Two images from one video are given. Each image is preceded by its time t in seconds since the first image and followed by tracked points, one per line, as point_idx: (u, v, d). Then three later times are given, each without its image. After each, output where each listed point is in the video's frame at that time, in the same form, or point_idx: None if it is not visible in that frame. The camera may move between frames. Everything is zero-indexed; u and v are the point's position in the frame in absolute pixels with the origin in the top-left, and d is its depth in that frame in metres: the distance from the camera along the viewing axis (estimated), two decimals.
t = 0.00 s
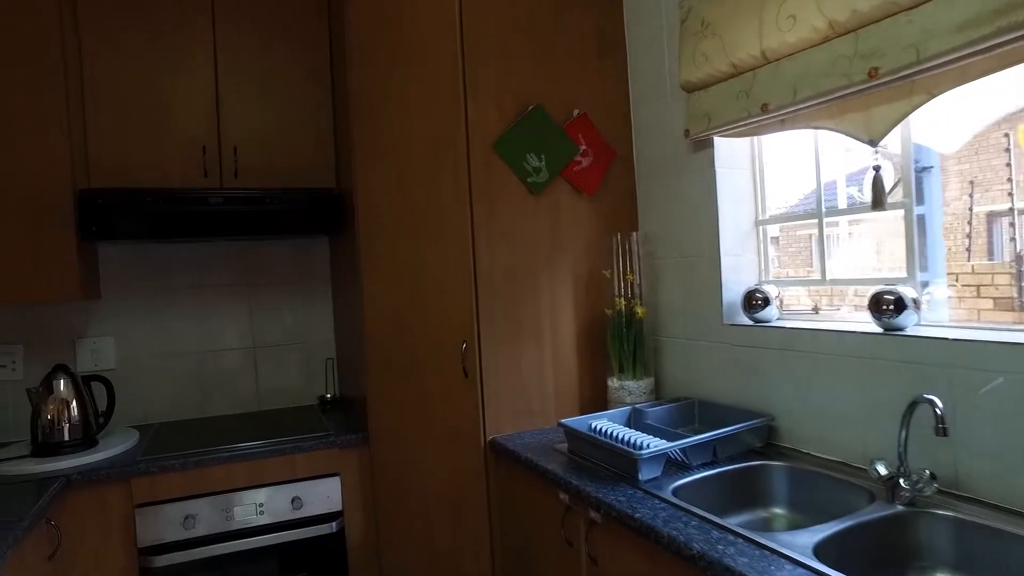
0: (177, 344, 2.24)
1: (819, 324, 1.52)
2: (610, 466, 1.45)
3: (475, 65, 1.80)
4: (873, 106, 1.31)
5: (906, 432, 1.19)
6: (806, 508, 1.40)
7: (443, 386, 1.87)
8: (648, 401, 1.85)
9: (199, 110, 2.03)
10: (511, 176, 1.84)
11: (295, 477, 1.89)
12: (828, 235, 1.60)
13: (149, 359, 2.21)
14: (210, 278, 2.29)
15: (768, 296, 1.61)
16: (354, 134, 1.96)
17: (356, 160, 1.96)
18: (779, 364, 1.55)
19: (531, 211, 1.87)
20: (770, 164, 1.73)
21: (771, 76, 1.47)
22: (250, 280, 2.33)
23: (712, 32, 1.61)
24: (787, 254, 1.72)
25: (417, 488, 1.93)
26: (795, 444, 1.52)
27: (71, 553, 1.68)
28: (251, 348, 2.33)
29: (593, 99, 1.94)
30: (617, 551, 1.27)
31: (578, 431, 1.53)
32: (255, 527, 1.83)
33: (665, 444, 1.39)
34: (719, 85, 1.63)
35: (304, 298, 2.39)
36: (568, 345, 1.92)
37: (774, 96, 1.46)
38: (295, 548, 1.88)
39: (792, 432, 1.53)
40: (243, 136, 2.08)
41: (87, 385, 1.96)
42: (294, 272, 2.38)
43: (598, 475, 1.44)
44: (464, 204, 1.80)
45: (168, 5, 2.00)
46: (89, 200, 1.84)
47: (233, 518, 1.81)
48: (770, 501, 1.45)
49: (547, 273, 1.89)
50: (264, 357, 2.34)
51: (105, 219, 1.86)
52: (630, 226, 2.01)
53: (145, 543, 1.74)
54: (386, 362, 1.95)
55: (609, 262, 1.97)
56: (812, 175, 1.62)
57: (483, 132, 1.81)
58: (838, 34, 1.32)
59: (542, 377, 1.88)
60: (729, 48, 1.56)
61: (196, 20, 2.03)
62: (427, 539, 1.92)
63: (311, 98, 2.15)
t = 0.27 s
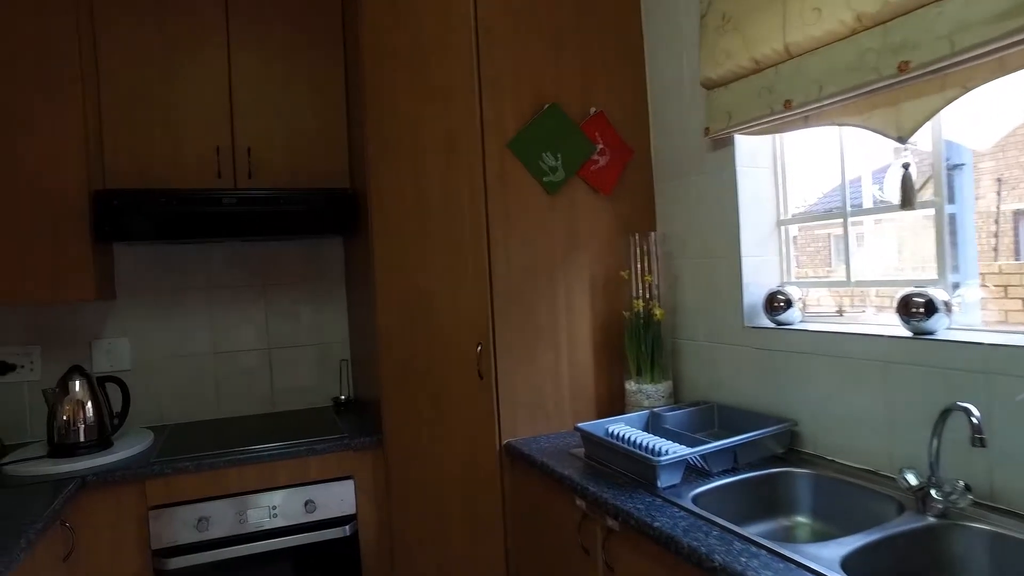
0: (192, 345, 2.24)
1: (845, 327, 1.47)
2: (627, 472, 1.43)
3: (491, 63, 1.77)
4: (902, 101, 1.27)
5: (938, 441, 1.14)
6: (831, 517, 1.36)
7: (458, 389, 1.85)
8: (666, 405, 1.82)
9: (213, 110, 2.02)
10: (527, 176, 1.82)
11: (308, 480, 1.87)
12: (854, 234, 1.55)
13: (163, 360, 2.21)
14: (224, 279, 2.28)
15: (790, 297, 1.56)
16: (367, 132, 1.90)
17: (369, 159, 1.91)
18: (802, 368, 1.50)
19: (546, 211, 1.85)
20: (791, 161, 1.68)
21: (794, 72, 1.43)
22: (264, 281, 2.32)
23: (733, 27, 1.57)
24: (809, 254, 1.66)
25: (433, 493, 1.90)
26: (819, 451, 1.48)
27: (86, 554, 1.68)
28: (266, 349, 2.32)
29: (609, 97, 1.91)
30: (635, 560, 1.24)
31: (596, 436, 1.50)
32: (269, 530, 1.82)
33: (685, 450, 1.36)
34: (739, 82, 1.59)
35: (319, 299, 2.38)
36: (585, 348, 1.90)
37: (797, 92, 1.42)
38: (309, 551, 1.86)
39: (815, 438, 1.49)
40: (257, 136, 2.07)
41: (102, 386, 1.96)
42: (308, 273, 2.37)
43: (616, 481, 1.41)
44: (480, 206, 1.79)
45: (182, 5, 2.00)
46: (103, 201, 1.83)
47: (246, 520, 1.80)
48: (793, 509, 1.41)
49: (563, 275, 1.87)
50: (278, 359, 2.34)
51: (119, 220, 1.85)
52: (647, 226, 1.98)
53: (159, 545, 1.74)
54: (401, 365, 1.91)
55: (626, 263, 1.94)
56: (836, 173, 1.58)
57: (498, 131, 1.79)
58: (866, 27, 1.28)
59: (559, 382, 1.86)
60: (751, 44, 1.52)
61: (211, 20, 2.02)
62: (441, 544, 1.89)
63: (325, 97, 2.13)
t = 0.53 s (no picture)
0: (205, 345, 2.25)
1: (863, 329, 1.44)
2: (639, 476, 1.41)
3: (503, 64, 1.77)
4: (924, 97, 1.24)
5: (962, 449, 1.11)
6: (849, 523, 1.33)
7: (470, 391, 1.86)
8: (680, 407, 1.79)
9: (226, 111, 2.03)
10: (539, 175, 1.82)
11: (319, 480, 1.87)
12: (873, 234, 1.51)
13: (177, 360, 2.22)
14: (237, 280, 2.29)
15: (807, 300, 1.53)
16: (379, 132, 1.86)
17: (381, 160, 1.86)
18: (819, 370, 1.47)
19: (558, 212, 1.84)
20: (807, 160, 1.66)
21: (811, 68, 1.40)
22: (277, 281, 2.33)
23: (748, 23, 1.55)
24: (826, 253, 1.63)
25: (443, 495, 1.90)
26: (836, 455, 1.45)
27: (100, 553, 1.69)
28: (278, 349, 2.33)
29: (622, 95, 1.89)
30: (648, 565, 1.22)
31: (609, 439, 1.48)
32: (280, 530, 1.82)
33: (699, 454, 1.34)
34: (755, 79, 1.56)
35: (331, 299, 2.38)
36: (597, 349, 1.89)
37: (815, 89, 1.39)
38: (320, 552, 1.86)
39: (833, 442, 1.46)
40: (270, 137, 2.07)
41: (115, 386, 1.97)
42: (320, 273, 2.37)
43: (628, 485, 1.39)
44: (491, 208, 1.80)
45: (195, 5, 2.00)
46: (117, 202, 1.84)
47: (258, 520, 1.80)
48: (810, 515, 1.38)
49: (575, 277, 1.87)
50: (291, 359, 2.34)
51: (133, 221, 1.86)
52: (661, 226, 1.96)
53: (171, 545, 1.74)
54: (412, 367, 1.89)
55: (640, 264, 1.92)
56: (854, 171, 1.55)
57: (509, 130, 1.79)
58: (886, 21, 1.25)
59: (571, 383, 1.86)
60: (766, 40, 1.49)
61: (223, 21, 2.03)
62: (454, 545, 1.90)
63: (337, 97, 2.13)
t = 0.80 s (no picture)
0: (220, 346, 2.27)
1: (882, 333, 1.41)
2: (650, 482, 1.39)
3: (514, 67, 1.78)
4: (946, 93, 1.20)
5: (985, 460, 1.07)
6: (867, 534, 1.29)
7: (481, 394, 1.84)
8: (694, 411, 1.76)
9: (240, 114, 2.04)
10: (551, 176, 1.81)
11: (331, 482, 1.87)
12: (892, 235, 1.47)
13: (193, 361, 2.24)
14: (251, 281, 2.30)
15: (824, 302, 1.51)
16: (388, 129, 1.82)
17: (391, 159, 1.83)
18: (837, 375, 1.44)
19: (571, 214, 1.83)
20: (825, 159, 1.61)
21: (828, 65, 1.36)
22: (291, 283, 2.33)
23: (763, 20, 1.51)
24: (844, 255, 1.59)
25: (456, 498, 1.87)
26: (854, 463, 1.41)
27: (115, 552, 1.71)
28: (293, 350, 2.33)
29: (635, 94, 1.87)
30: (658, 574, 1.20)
31: (620, 444, 1.46)
32: (292, 532, 1.82)
33: (711, 460, 1.31)
34: (770, 77, 1.53)
35: (345, 300, 2.38)
36: (611, 351, 1.88)
37: (831, 86, 1.36)
38: (332, 554, 1.86)
39: (851, 449, 1.42)
40: (283, 139, 2.08)
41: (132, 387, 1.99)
42: (334, 275, 2.37)
43: (639, 492, 1.37)
44: (502, 211, 1.80)
45: (209, 9, 2.02)
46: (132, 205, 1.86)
47: (270, 522, 1.80)
48: (827, 524, 1.34)
49: (588, 279, 1.85)
50: (305, 360, 2.35)
51: (149, 224, 1.88)
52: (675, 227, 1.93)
53: (185, 545, 1.75)
54: (426, 371, 1.85)
55: (654, 265, 1.90)
56: (873, 171, 1.51)
57: (521, 131, 1.79)
58: (906, 16, 1.21)
59: (583, 386, 1.85)
60: (782, 37, 1.46)
61: (237, 24, 2.04)
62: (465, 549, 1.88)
63: (350, 99, 2.13)
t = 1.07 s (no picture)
0: (244, 346, 2.30)
1: (907, 337, 1.36)
2: (666, 487, 1.37)
3: (531, 67, 1.77)
4: (974, 88, 1.16)
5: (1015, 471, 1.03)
6: (890, 544, 1.26)
7: (498, 395, 1.83)
8: (714, 415, 1.74)
9: (261, 116, 2.06)
10: (568, 176, 1.80)
11: (349, 482, 1.88)
12: (918, 235, 1.43)
13: (217, 361, 2.27)
14: (273, 282, 2.32)
15: (848, 304, 1.47)
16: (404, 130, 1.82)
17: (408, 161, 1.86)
18: (861, 379, 1.40)
19: (589, 215, 1.82)
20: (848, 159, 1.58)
21: (850, 60, 1.33)
22: (312, 284, 2.36)
23: (784, 15, 1.48)
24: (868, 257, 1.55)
25: (473, 501, 1.87)
26: (878, 471, 1.37)
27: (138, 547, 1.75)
28: (314, 350, 2.35)
29: (654, 93, 1.85)
30: None
31: (636, 448, 1.44)
32: (311, 531, 1.84)
33: (728, 466, 1.28)
34: (791, 74, 1.49)
35: (366, 301, 2.40)
36: (629, 353, 1.86)
37: (853, 83, 1.32)
38: (351, 553, 1.87)
39: (874, 456, 1.38)
40: (303, 141, 2.10)
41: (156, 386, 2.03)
42: (355, 275, 2.39)
43: (654, 497, 1.34)
44: (519, 212, 1.79)
45: (231, 13, 2.04)
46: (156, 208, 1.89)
47: (289, 521, 1.82)
48: (849, 533, 1.31)
49: (606, 279, 1.83)
50: (326, 360, 2.37)
51: (172, 226, 1.91)
52: (695, 227, 1.90)
53: (206, 542, 1.78)
54: (444, 372, 1.85)
55: (673, 266, 1.87)
56: (898, 169, 1.47)
57: (537, 132, 1.78)
58: (931, 8, 1.17)
59: (601, 389, 1.84)
60: (803, 32, 1.42)
61: (258, 28, 2.06)
62: (482, 551, 1.87)
63: (369, 100, 2.14)
